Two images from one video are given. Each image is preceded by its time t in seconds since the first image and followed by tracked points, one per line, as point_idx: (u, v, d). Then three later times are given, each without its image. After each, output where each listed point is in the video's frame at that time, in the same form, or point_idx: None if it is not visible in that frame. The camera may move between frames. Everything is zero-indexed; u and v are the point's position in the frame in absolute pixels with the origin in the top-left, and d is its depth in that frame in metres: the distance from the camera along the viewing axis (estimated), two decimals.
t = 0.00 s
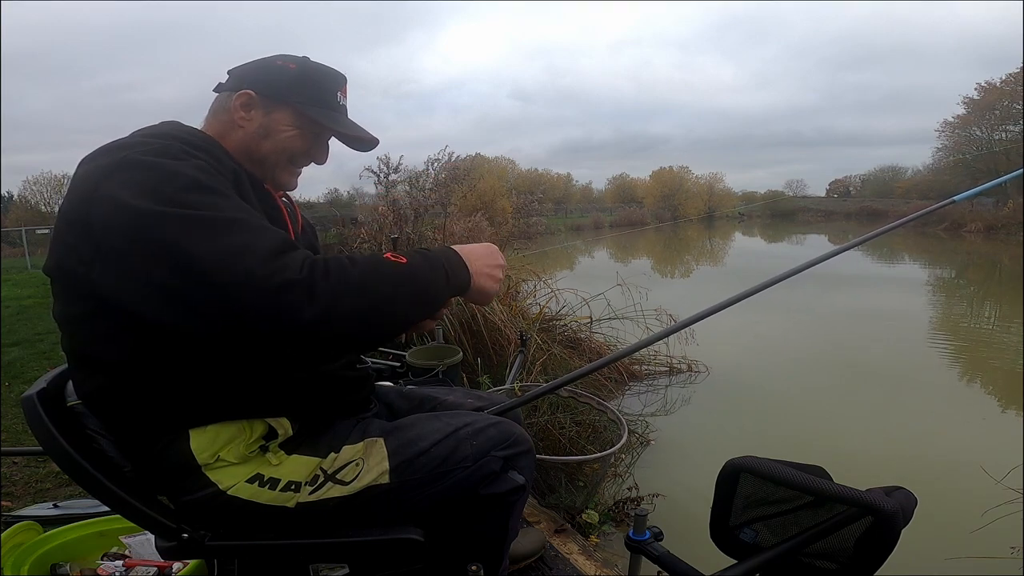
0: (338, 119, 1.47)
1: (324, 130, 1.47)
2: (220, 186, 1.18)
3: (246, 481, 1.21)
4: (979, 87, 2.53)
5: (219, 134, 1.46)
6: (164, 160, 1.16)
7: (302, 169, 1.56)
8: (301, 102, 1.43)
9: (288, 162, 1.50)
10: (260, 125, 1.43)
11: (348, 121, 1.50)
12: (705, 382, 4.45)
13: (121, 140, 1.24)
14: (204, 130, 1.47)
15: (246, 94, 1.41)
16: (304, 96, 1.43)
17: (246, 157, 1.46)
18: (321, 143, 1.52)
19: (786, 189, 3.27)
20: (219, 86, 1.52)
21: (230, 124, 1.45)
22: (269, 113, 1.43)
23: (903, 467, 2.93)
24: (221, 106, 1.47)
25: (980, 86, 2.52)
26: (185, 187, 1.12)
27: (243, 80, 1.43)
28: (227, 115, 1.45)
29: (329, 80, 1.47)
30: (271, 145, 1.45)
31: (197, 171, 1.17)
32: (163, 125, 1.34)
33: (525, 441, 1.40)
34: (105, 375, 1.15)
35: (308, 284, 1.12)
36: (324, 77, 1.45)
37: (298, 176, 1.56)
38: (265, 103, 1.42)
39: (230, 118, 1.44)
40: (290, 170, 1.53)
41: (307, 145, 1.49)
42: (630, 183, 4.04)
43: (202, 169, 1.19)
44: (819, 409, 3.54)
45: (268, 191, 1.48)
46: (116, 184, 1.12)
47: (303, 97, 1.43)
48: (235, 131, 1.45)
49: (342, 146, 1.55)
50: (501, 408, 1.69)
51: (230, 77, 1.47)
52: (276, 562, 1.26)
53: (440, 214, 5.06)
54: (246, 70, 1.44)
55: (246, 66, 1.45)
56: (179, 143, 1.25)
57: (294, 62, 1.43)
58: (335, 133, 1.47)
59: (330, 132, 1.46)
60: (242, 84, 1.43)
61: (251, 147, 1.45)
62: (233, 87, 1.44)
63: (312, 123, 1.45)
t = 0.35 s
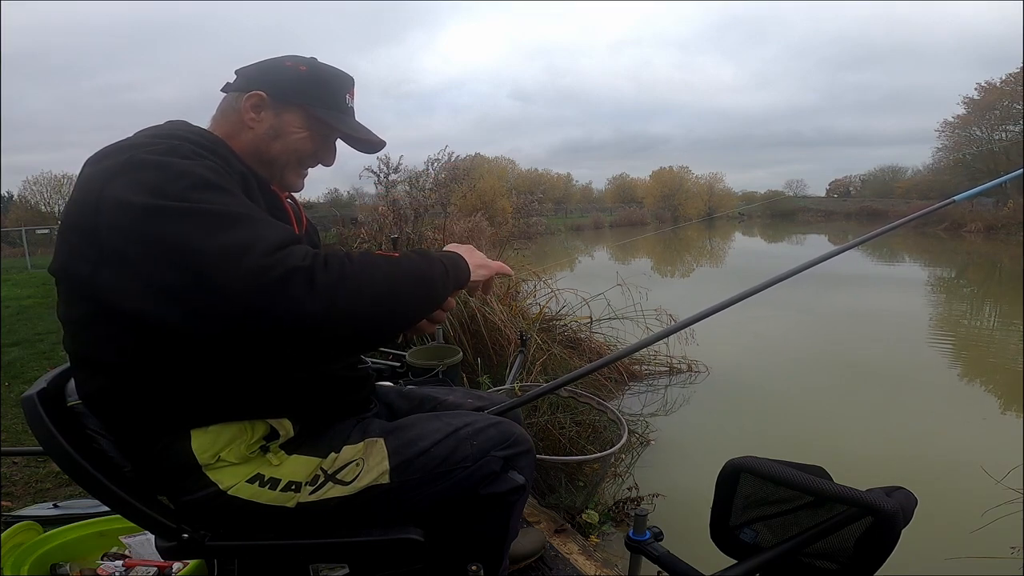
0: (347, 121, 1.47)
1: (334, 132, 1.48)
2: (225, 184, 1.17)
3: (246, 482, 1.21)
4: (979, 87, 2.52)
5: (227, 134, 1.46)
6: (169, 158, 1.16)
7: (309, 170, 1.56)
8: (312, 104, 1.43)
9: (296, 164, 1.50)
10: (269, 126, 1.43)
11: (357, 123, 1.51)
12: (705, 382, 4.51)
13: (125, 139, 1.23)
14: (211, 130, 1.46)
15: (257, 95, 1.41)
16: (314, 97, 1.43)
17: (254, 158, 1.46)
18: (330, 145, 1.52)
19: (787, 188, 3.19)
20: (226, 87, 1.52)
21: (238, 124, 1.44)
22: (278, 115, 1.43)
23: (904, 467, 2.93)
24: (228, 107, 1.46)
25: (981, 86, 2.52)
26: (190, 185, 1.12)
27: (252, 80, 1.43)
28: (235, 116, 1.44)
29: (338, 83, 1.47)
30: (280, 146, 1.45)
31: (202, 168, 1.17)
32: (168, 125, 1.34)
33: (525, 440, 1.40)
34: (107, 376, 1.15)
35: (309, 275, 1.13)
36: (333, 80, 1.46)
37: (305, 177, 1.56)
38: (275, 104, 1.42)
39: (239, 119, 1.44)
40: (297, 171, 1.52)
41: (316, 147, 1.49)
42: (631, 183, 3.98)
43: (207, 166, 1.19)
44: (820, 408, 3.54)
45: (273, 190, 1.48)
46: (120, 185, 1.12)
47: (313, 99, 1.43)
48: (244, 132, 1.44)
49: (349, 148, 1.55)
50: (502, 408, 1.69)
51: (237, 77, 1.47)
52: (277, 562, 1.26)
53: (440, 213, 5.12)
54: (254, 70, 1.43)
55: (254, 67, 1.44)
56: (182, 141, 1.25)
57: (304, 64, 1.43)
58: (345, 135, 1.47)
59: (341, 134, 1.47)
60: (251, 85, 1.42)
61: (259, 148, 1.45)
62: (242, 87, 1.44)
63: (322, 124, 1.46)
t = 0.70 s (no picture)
0: (347, 121, 1.47)
1: (334, 132, 1.48)
2: (221, 187, 1.18)
3: (246, 482, 1.21)
4: (979, 87, 2.53)
5: (227, 134, 1.45)
6: (166, 161, 1.16)
7: (309, 170, 1.56)
8: (312, 105, 1.43)
9: (296, 164, 1.50)
10: (270, 126, 1.43)
11: (357, 124, 1.51)
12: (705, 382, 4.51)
13: (122, 141, 1.23)
14: (211, 130, 1.46)
15: (257, 95, 1.41)
16: (314, 97, 1.43)
17: (255, 158, 1.46)
18: (330, 145, 1.52)
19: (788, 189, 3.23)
20: (226, 87, 1.52)
21: (239, 125, 1.44)
22: (278, 115, 1.43)
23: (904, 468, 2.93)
24: (229, 107, 1.46)
25: (981, 86, 2.53)
26: (186, 189, 1.12)
27: (252, 80, 1.43)
28: (235, 116, 1.44)
29: (338, 83, 1.47)
30: (281, 146, 1.45)
31: (198, 170, 1.17)
32: (165, 126, 1.34)
33: (525, 441, 1.40)
34: (105, 379, 1.15)
35: (303, 285, 1.13)
36: (333, 80, 1.46)
37: (306, 177, 1.56)
38: (275, 104, 1.42)
39: (239, 119, 1.44)
40: (298, 171, 1.52)
41: (316, 147, 1.49)
42: (631, 183, 3.98)
43: (203, 169, 1.19)
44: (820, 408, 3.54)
45: (274, 190, 1.48)
46: (117, 187, 1.12)
47: (313, 99, 1.43)
48: (244, 132, 1.44)
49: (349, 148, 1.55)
50: (502, 408, 1.69)
51: (237, 77, 1.47)
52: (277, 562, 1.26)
53: (440, 213, 5.13)
54: (255, 70, 1.43)
55: (254, 67, 1.44)
56: (180, 142, 1.25)
57: (304, 64, 1.43)
58: (345, 135, 1.47)
59: (341, 134, 1.47)
60: (251, 85, 1.42)
61: (260, 148, 1.45)
62: (242, 87, 1.44)
63: (322, 124, 1.46)
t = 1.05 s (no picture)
0: (346, 120, 1.47)
1: (333, 131, 1.47)
2: (221, 188, 1.18)
3: (246, 482, 1.21)
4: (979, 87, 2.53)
5: (227, 134, 1.45)
6: (166, 161, 1.16)
7: (309, 170, 1.56)
8: (312, 104, 1.43)
9: (296, 164, 1.50)
10: (269, 126, 1.43)
11: (356, 123, 1.50)
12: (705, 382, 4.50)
13: (123, 140, 1.23)
14: (211, 131, 1.46)
15: (257, 95, 1.41)
16: (314, 97, 1.43)
17: (254, 158, 1.46)
18: (330, 144, 1.52)
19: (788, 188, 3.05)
20: (226, 87, 1.52)
21: (238, 125, 1.44)
22: (277, 114, 1.43)
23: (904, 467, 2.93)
24: (228, 107, 1.46)
25: (981, 86, 2.53)
26: (187, 189, 1.12)
27: (251, 80, 1.42)
28: (235, 116, 1.44)
29: (337, 82, 1.47)
30: (280, 146, 1.45)
31: (198, 170, 1.17)
32: (165, 125, 1.34)
33: (525, 441, 1.40)
34: (105, 378, 1.15)
35: (303, 287, 1.13)
36: (333, 79, 1.46)
37: (306, 177, 1.56)
38: (274, 104, 1.42)
39: (239, 119, 1.44)
40: (298, 170, 1.52)
41: (316, 147, 1.49)
42: (631, 183, 3.97)
43: (203, 168, 1.19)
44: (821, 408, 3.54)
45: (274, 191, 1.48)
46: (118, 187, 1.12)
47: (312, 98, 1.43)
48: (244, 132, 1.44)
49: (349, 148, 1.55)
50: (502, 408, 1.69)
51: (236, 77, 1.46)
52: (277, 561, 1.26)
53: (440, 213, 5.13)
54: (254, 70, 1.43)
55: (253, 66, 1.44)
56: (180, 142, 1.25)
57: (303, 64, 1.43)
58: (344, 134, 1.47)
59: (341, 134, 1.46)
60: (251, 85, 1.42)
61: (259, 148, 1.45)
62: (241, 87, 1.44)
63: (322, 123, 1.46)
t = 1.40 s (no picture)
0: (345, 119, 1.46)
1: (332, 131, 1.47)
2: (222, 187, 1.17)
3: (246, 482, 1.21)
4: (979, 87, 2.53)
5: (226, 134, 1.45)
6: (167, 160, 1.16)
7: (308, 169, 1.56)
8: (310, 103, 1.43)
9: (295, 163, 1.50)
10: (268, 125, 1.43)
11: (355, 122, 1.50)
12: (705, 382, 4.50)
13: (124, 140, 1.23)
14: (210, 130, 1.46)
15: (256, 94, 1.41)
16: (313, 96, 1.43)
17: (254, 158, 1.46)
18: (329, 143, 1.52)
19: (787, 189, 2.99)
20: (225, 87, 1.52)
21: (238, 124, 1.44)
22: (276, 114, 1.43)
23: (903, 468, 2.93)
24: (227, 106, 1.46)
25: (981, 86, 2.53)
26: (188, 189, 1.12)
27: (250, 80, 1.42)
28: (234, 116, 1.44)
29: (336, 82, 1.47)
30: (279, 145, 1.45)
31: (199, 170, 1.17)
32: (165, 125, 1.34)
33: (525, 441, 1.40)
34: (105, 378, 1.15)
35: (305, 288, 1.13)
36: (331, 79, 1.46)
37: (305, 176, 1.56)
38: (273, 103, 1.42)
39: (238, 118, 1.44)
40: (297, 170, 1.52)
41: (315, 146, 1.49)
42: (631, 183, 3.96)
43: (203, 168, 1.18)
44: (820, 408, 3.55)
45: (274, 191, 1.48)
46: (119, 187, 1.12)
47: (311, 98, 1.43)
48: (243, 132, 1.44)
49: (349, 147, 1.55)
50: (502, 408, 1.69)
51: (235, 77, 1.46)
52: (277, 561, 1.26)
53: (440, 213, 5.13)
54: (253, 70, 1.43)
55: (252, 66, 1.44)
56: (180, 142, 1.25)
57: (302, 63, 1.43)
58: (343, 134, 1.47)
59: (339, 132, 1.46)
60: (250, 84, 1.42)
61: (258, 148, 1.45)
62: (240, 86, 1.44)
63: (321, 122, 1.46)
